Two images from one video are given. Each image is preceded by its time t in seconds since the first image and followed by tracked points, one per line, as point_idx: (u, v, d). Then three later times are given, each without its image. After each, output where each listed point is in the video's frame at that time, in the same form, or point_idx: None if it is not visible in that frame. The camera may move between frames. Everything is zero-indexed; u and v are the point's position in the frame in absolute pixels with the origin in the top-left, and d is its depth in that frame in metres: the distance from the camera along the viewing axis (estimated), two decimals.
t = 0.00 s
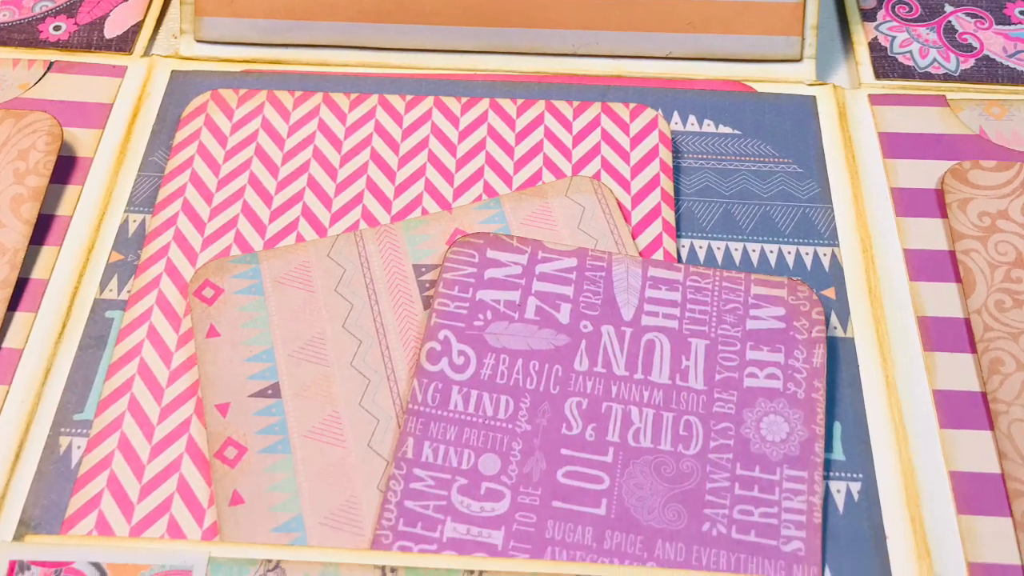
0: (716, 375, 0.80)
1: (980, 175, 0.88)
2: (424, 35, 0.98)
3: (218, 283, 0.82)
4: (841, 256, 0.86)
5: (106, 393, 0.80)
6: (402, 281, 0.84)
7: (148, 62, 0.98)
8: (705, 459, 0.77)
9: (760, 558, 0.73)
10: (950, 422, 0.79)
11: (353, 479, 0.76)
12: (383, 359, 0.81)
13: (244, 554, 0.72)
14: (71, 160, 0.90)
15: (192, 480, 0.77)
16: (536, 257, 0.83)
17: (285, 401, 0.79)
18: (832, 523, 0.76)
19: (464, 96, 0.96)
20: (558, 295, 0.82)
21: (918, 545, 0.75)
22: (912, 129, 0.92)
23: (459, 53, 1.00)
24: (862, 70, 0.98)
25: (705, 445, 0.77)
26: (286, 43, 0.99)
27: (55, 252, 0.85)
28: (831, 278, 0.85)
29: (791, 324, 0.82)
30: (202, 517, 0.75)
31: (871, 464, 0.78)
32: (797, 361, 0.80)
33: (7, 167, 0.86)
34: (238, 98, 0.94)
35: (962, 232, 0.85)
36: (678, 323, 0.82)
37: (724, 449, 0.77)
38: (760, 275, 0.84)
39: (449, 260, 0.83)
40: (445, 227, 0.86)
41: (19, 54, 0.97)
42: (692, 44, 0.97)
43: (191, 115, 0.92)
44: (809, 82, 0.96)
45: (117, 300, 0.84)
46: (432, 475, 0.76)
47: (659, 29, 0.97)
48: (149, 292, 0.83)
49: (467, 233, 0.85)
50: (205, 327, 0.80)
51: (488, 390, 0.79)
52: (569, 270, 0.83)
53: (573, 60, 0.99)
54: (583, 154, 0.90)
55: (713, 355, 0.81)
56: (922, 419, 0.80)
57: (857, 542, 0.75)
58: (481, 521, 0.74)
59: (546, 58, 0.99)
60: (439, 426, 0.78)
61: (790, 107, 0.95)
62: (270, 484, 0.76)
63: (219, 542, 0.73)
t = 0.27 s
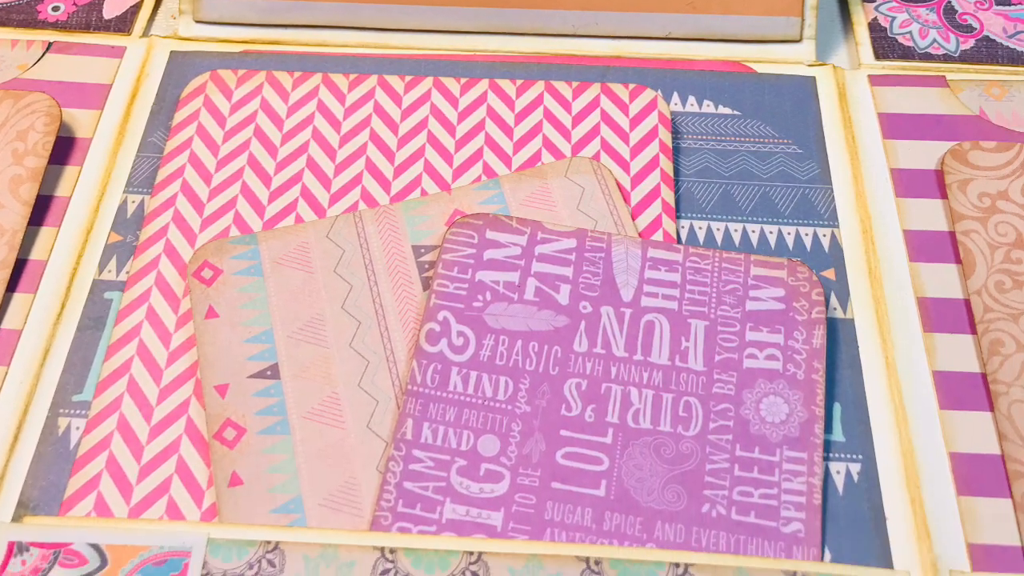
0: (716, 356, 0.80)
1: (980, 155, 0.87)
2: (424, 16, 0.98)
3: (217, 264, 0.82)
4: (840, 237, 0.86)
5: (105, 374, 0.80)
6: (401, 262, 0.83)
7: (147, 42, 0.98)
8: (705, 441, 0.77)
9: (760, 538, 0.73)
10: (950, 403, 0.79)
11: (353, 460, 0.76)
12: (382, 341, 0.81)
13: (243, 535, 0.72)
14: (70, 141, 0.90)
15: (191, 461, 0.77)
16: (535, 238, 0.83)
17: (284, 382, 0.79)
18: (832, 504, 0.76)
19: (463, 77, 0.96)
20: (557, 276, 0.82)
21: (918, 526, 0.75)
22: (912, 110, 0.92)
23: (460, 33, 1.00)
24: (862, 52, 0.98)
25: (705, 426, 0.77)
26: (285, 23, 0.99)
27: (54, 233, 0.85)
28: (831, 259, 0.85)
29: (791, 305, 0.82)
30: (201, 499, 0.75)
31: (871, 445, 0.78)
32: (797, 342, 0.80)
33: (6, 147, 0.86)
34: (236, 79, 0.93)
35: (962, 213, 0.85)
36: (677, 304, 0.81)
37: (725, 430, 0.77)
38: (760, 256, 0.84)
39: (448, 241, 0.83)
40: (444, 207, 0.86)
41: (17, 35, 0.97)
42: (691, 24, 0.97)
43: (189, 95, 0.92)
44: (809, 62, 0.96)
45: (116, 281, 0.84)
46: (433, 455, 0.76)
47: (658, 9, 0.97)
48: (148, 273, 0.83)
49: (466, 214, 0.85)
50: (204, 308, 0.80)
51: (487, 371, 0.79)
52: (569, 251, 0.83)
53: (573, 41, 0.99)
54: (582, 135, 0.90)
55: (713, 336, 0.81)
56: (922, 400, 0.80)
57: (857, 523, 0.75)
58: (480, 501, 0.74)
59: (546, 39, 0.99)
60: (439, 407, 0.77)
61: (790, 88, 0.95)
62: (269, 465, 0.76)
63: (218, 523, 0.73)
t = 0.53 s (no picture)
0: (715, 336, 0.80)
1: (980, 136, 0.87)
2: None
3: (216, 245, 0.82)
4: (840, 218, 0.85)
5: (104, 355, 0.80)
6: (400, 243, 0.83)
7: (147, 23, 0.98)
8: (705, 422, 0.76)
9: (760, 520, 0.73)
10: (950, 384, 0.79)
11: (352, 441, 0.76)
12: (382, 322, 0.81)
13: (243, 517, 0.72)
14: (68, 121, 0.90)
15: (190, 442, 0.77)
16: (535, 218, 0.83)
17: (283, 363, 0.78)
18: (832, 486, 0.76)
19: (463, 58, 0.95)
20: (556, 258, 0.82)
21: (918, 507, 0.74)
22: (912, 91, 0.92)
23: (461, 15, 1.00)
24: (861, 33, 0.98)
25: (705, 407, 0.77)
26: (284, 4, 1.00)
27: (53, 214, 0.85)
28: (830, 240, 0.84)
29: (790, 286, 0.82)
30: (200, 480, 0.75)
31: (871, 426, 0.78)
32: (797, 323, 0.80)
33: (5, 128, 0.86)
34: (236, 60, 0.94)
35: (962, 194, 0.85)
36: (677, 285, 0.81)
37: (725, 412, 0.77)
38: (760, 237, 0.84)
39: (448, 222, 0.83)
40: (443, 188, 0.86)
41: (16, 15, 0.97)
42: (690, 5, 0.98)
43: (188, 77, 0.92)
44: (808, 43, 0.97)
45: (115, 262, 0.84)
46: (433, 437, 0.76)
47: None
48: (147, 255, 0.83)
49: (466, 194, 0.85)
50: (202, 289, 0.80)
51: (486, 352, 0.79)
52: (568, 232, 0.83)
53: (572, 22, 1.00)
54: (582, 116, 0.90)
55: (712, 317, 0.80)
56: (922, 381, 0.79)
57: (857, 505, 0.75)
58: (480, 483, 0.74)
59: (546, 20, 1.00)
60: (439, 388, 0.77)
61: (790, 69, 0.95)
62: (268, 446, 0.76)
63: (217, 505, 0.73)
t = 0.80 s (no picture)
0: (715, 317, 0.79)
1: (980, 117, 0.87)
2: None
3: (215, 226, 0.82)
4: (840, 199, 0.85)
5: (103, 336, 0.79)
6: (400, 224, 0.83)
7: (145, 4, 0.98)
8: (706, 403, 0.76)
9: (760, 503, 0.73)
10: (950, 365, 0.79)
11: (351, 422, 0.76)
12: (381, 303, 0.80)
13: (242, 498, 0.72)
14: (67, 102, 0.90)
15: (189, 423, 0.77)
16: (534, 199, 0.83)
17: (282, 344, 0.78)
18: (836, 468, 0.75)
19: (462, 38, 0.95)
20: (556, 239, 0.82)
21: (918, 489, 0.74)
22: (912, 72, 0.92)
23: None
24: (861, 14, 0.98)
25: (706, 387, 0.77)
26: None
27: (52, 195, 0.85)
28: (830, 221, 0.85)
29: (790, 267, 0.81)
30: (199, 461, 0.75)
31: (871, 407, 0.78)
32: (796, 304, 0.80)
33: (4, 109, 0.85)
34: (235, 41, 0.94)
35: (962, 175, 0.84)
36: (677, 266, 0.81)
37: (725, 394, 0.77)
38: (760, 218, 0.84)
39: (448, 203, 0.83)
40: (443, 169, 0.86)
41: None
42: None
43: (187, 58, 0.92)
44: (808, 24, 0.97)
45: (114, 243, 0.84)
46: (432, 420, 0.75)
47: None
48: (146, 236, 0.83)
49: (465, 175, 0.85)
50: (201, 270, 0.80)
51: (486, 333, 0.79)
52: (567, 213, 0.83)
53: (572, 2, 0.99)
54: (581, 97, 0.90)
55: (712, 299, 0.80)
56: (922, 362, 0.79)
57: (855, 487, 0.75)
58: (480, 463, 0.74)
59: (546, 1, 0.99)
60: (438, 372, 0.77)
61: (790, 50, 0.95)
62: (268, 427, 0.75)
63: (216, 486, 0.73)
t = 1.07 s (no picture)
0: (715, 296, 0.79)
1: (980, 98, 0.87)
2: None
3: (213, 207, 0.82)
4: (839, 179, 0.85)
5: (102, 317, 0.79)
6: (399, 205, 0.83)
7: None
8: (707, 383, 0.76)
9: (759, 484, 0.73)
10: (950, 346, 0.79)
11: (350, 404, 0.76)
12: (380, 284, 0.80)
13: (241, 480, 0.72)
14: (66, 83, 0.90)
15: (188, 405, 0.77)
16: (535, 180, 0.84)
17: (281, 325, 0.78)
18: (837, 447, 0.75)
19: (462, 19, 0.95)
20: (556, 219, 0.82)
21: (918, 470, 0.74)
22: (912, 53, 0.92)
23: None
24: None
25: (707, 365, 0.77)
26: None
27: (50, 175, 0.85)
28: (829, 201, 0.85)
29: (790, 248, 0.81)
30: (197, 443, 0.75)
31: (871, 388, 0.77)
32: (796, 285, 0.80)
33: (3, 90, 0.85)
34: (234, 21, 0.93)
35: (962, 155, 0.84)
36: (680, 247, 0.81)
37: (725, 374, 0.77)
38: (761, 198, 0.84)
39: (447, 184, 0.83)
40: (442, 150, 0.86)
41: None
42: None
43: (186, 39, 0.92)
44: (807, 6, 0.97)
45: (112, 224, 0.84)
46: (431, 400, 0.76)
47: None
48: (144, 217, 0.83)
49: (464, 156, 0.85)
50: (200, 251, 0.80)
51: (485, 314, 0.78)
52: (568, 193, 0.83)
53: None
54: (581, 78, 0.90)
55: (712, 280, 0.80)
56: (922, 343, 0.79)
57: (855, 469, 0.75)
58: (479, 442, 0.74)
59: None
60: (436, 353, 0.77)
61: (790, 31, 0.95)
62: (266, 409, 0.75)
63: (215, 467, 0.73)
